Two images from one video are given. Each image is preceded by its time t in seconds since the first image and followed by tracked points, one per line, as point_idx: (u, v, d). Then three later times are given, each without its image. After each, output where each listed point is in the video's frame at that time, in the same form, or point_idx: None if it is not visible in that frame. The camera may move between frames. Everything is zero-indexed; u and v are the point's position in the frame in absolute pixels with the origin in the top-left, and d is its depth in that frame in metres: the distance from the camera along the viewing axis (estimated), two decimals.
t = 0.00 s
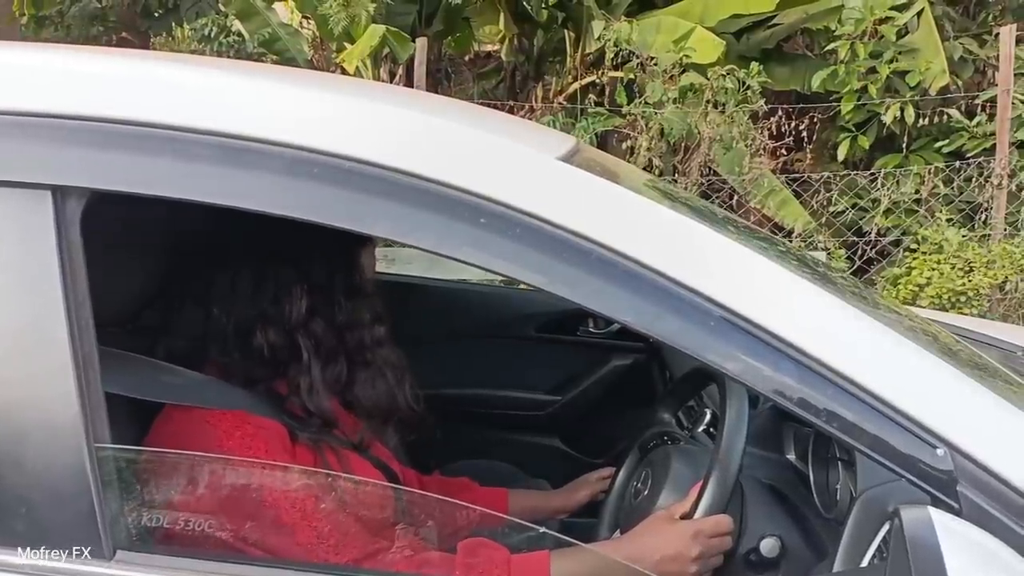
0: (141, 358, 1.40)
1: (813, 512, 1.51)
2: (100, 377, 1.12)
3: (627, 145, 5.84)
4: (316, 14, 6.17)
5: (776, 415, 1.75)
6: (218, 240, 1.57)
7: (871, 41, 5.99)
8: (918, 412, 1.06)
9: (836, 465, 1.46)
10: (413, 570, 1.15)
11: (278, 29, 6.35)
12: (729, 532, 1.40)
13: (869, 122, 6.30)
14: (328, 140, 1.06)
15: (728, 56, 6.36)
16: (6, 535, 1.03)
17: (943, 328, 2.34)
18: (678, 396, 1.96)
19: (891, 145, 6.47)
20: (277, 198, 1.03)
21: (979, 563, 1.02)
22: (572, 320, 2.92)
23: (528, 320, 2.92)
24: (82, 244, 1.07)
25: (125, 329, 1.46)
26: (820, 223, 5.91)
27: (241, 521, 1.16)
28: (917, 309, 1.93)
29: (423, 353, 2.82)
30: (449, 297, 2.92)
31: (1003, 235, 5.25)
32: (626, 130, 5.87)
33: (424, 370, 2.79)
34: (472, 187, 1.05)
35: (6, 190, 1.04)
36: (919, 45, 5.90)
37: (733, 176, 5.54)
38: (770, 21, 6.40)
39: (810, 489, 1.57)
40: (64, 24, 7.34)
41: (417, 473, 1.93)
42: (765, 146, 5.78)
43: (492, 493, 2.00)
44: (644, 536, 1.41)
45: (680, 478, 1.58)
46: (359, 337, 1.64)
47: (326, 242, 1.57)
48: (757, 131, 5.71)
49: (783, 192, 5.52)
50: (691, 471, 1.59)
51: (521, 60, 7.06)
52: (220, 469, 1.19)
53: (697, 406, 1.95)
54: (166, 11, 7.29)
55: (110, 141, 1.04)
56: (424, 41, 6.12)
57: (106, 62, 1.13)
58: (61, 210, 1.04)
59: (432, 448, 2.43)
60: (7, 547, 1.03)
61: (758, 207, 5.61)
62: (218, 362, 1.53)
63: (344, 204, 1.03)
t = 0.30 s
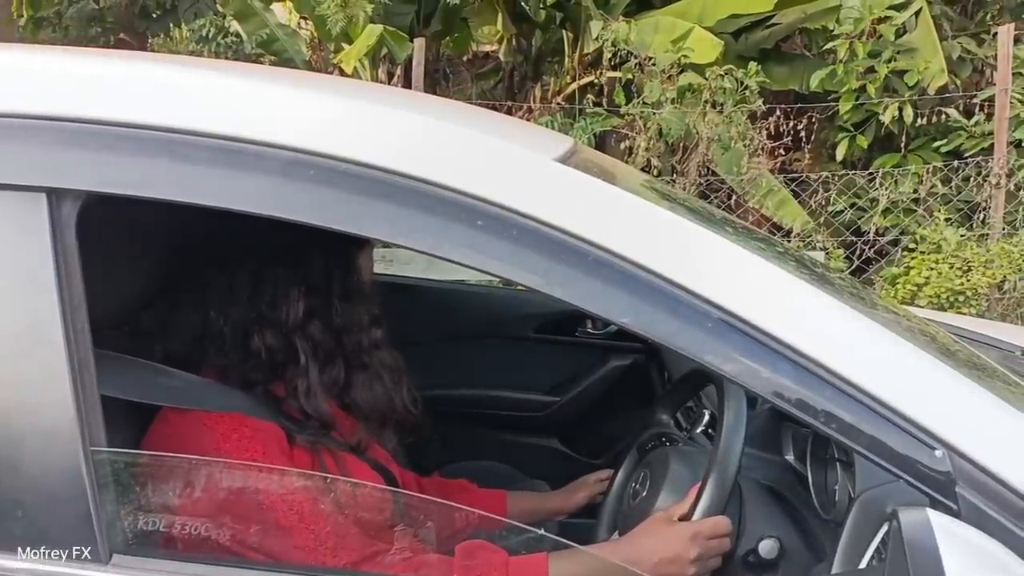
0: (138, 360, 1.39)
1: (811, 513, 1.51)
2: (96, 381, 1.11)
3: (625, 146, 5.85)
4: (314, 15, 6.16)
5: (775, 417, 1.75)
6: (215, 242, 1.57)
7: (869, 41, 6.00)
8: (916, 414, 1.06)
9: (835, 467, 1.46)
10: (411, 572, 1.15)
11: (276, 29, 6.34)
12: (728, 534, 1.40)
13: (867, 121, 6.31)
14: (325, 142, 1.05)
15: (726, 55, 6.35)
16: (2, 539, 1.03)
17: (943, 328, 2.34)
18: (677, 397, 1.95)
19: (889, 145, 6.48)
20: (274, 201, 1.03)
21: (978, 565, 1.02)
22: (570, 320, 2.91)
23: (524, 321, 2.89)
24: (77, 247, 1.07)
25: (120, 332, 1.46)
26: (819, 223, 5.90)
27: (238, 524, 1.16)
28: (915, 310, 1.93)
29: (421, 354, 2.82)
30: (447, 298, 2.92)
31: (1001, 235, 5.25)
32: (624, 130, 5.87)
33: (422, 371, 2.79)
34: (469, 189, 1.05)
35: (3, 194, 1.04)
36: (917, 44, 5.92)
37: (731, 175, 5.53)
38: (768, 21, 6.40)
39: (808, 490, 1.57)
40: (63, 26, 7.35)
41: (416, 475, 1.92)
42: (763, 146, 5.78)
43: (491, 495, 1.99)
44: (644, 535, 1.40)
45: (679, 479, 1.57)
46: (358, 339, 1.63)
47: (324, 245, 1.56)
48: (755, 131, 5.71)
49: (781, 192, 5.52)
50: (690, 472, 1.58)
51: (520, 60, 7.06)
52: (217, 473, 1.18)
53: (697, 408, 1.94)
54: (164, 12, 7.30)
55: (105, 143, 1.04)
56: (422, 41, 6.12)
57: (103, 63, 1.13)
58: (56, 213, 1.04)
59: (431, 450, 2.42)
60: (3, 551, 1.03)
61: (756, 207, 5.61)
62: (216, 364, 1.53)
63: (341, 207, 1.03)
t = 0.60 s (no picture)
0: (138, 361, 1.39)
1: (812, 512, 1.51)
2: (97, 383, 1.11)
3: (624, 146, 5.85)
4: (313, 15, 6.16)
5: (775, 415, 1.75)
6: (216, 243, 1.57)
7: (869, 40, 6.00)
8: (916, 413, 1.06)
9: (835, 465, 1.46)
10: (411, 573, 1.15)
11: (274, 30, 6.34)
12: (727, 533, 1.39)
13: (866, 121, 6.31)
14: (325, 143, 1.05)
15: (725, 55, 6.36)
16: (3, 539, 1.03)
17: (943, 326, 2.34)
18: (676, 397, 1.95)
19: (889, 144, 6.48)
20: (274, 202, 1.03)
21: (977, 564, 1.02)
22: (570, 320, 2.92)
23: (524, 322, 2.90)
24: (77, 247, 1.07)
25: (120, 332, 1.46)
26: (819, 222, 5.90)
27: (239, 524, 1.16)
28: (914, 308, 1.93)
29: (421, 355, 2.82)
30: (447, 297, 2.92)
31: (1001, 233, 5.25)
32: (623, 130, 5.87)
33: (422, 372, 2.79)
34: (468, 190, 1.05)
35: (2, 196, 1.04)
36: (916, 43, 5.95)
37: (731, 175, 5.53)
38: (767, 20, 6.40)
39: (809, 490, 1.57)
40: (61, 27, 7.34)
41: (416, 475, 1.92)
42: (762, 145, 5.78)
43: (491, 495, 1.99)
44: (645, 534, 1.40)
45: (679, 478, 1.57)
46: (358, 340, 1.63)
47: (324, 245, 1.57)
48: (754, 131, 5.71)
49: (781, 191, 5.52)
50: (690, 472, 1.58)
51: (519, 60, 7.07)
52: (218, 474, 1.18)
53: (697, 407, 1.94)
54: (162, 13, 7.30)
55: (105, 144, 1.04)
56: (421, 42, 6.12)
57: (102, 64, 1.13)
58: (55, 213, 1.04)
59: (432, 450, 2.42)
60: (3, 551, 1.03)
61: (756, 206, 5.61)
62: (216, 365, 1.53)
63: (340, 208, 1.03)
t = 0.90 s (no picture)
0: (140, 360, 1.40)
1: (811, 510, 1.51)
2: (97, 381, 1.12)
3: (624, 145, 5.85)
4: (313, 15, 6.16)
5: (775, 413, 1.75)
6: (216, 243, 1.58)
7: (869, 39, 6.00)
8: (916, 412, 1.06)
9: (834, 463, 1.46)
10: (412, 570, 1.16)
11: (274, 30, 6.34)
12: (727, 531, 1.39)
13: (866, 120, 6.32)
14: (326, 143, 1.06)
15: (725, 55, 6.36)
16: (4, 538, 1.03)
17: (942, 326, 2.34)
18: (676, 396, 1.95)
19: (889, 143, 6.49)
20: (275, 201, 1.03)
21: (976, 561, 1.02)
22: (570, 320, 2.92)
23: (523, 321, 2.91)
24: (78, 247, 1.07)
25: (121, 332, 1.46)
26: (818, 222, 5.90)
27: (239, 522, 1.16)
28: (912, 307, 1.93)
29: (421, 355, 2.82)
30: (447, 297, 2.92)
31: (1001, 232, 5.26)
32: (623, 130, 5.88)
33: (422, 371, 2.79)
34: (469, 189, 1.05)
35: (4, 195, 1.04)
36: (916, 43, 5.96)
37: (730, 174, 5.53)
38: (766, 20, 6.41)
39: (809, 488, 1.56)
40: (61, 27, 7.34)
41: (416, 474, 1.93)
42: (761, 145, 5.79)
43: (491, 493, 2.00)
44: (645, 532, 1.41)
45: (679, 476, 1.57)
46: (358, 340, 1.63)
47: (325, 245, 1.57)
48: (754, 131, 5.72)
49: (781, 191, 5.52)
50: (690, 470, 1.59)
51: (518, 60, 7.07)
52: (218, 472, 1.18)
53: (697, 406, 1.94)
54: (162, 13, 7.31)
55: (107, 144, 1.04)
56: (420, 42, 6.12)
57: (104, 64, 1.13)
58: (56, 213, 1.04)
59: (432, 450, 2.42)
60: (4, 549, 1.03)
61: (755, 206, 5.62)
62: (217, 365, 1.53)
63: (341, 207, 1.04)
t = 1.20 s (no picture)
0: (140, 357, 1.41)
1: (806, 506, 1.52)
2: (100, 379, 1.13)
3: (622, 145, 5.86)
4: (311, 14, 6.16)
5: (770, 411, 1.76)
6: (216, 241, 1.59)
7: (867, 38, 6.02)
8: (910, 408, 1.07)
9: (829, 459, 1.47)
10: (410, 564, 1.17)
11: (273, 29, 6.34)
12: (723, 527, 1.41)
13: (863, 120, 6.34)
14: (326, 141, 1.07)
15: (723, 55, 6.38)
16: (7, 533, 1.04)
17: (939, 324, 2.36)
18: (673, 393, 1.95)
19: (886, 143, 6.51)
20: (274, 198, 1.04)
21: (965, 554, 1.03)
22: (568, 319, 2.94)
23: (522, 320, 2.94)
24: (80, 245, 1.08)
25: (121, 330, 1.47)
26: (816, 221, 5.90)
27: (240, 516, 1.17)
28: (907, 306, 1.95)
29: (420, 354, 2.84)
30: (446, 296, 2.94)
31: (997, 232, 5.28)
32: (621, 130, 5.90)
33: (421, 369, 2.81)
34: (469, 187, 1.06)
35: (9, 193, 1.05)
36: (913, 42, 5.97)
37: (728, 174, 5.55)
38: (764, 20, 6.43)
39: (804, 485, 1.57)
40: (59, 26, 7.33)
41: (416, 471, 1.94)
42: (759, 144, 5.81)
43: (490, 490, 2.02)
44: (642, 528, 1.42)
45: (675, 472, 1.59)
46: (358, 337, 1.64)
47: (323, 241, 1.58)
48: (752, 130, 5.74)
49: (779, 191, 5.54)
50: (687, 466, 1.60)
51: (516, 60, 7.08)
52: (219, 466, 1.19)
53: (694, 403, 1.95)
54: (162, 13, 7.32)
55: (109, 142, 1.05)
56: (418, 42, 6.13)
57: (105, 63, 1.14)
58: (59, 211, 1.05)
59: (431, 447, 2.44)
60: (7, 544, 1.04)
61: (753, 205, 5.63)
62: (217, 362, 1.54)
63: (340, 204, 1.05)
